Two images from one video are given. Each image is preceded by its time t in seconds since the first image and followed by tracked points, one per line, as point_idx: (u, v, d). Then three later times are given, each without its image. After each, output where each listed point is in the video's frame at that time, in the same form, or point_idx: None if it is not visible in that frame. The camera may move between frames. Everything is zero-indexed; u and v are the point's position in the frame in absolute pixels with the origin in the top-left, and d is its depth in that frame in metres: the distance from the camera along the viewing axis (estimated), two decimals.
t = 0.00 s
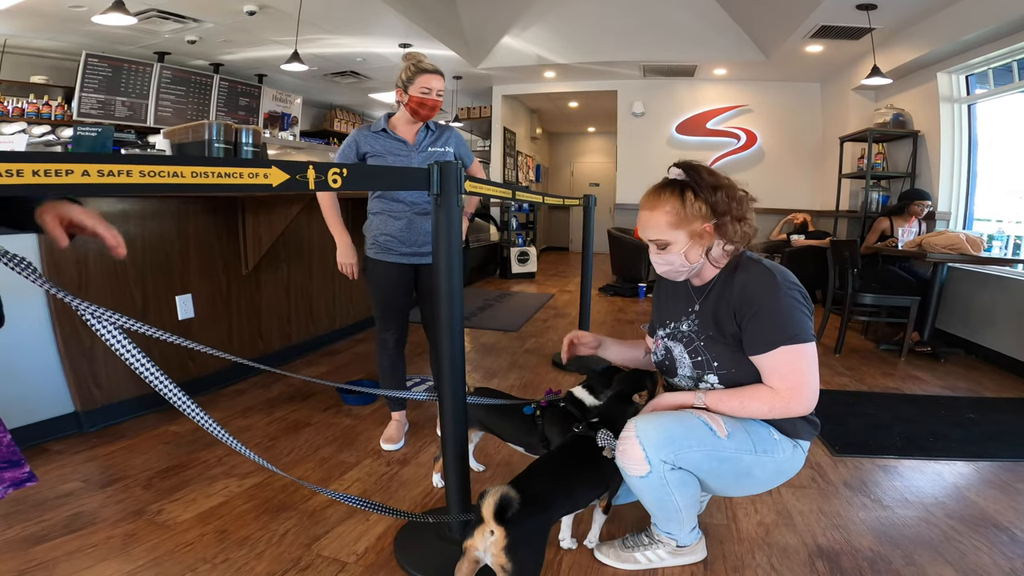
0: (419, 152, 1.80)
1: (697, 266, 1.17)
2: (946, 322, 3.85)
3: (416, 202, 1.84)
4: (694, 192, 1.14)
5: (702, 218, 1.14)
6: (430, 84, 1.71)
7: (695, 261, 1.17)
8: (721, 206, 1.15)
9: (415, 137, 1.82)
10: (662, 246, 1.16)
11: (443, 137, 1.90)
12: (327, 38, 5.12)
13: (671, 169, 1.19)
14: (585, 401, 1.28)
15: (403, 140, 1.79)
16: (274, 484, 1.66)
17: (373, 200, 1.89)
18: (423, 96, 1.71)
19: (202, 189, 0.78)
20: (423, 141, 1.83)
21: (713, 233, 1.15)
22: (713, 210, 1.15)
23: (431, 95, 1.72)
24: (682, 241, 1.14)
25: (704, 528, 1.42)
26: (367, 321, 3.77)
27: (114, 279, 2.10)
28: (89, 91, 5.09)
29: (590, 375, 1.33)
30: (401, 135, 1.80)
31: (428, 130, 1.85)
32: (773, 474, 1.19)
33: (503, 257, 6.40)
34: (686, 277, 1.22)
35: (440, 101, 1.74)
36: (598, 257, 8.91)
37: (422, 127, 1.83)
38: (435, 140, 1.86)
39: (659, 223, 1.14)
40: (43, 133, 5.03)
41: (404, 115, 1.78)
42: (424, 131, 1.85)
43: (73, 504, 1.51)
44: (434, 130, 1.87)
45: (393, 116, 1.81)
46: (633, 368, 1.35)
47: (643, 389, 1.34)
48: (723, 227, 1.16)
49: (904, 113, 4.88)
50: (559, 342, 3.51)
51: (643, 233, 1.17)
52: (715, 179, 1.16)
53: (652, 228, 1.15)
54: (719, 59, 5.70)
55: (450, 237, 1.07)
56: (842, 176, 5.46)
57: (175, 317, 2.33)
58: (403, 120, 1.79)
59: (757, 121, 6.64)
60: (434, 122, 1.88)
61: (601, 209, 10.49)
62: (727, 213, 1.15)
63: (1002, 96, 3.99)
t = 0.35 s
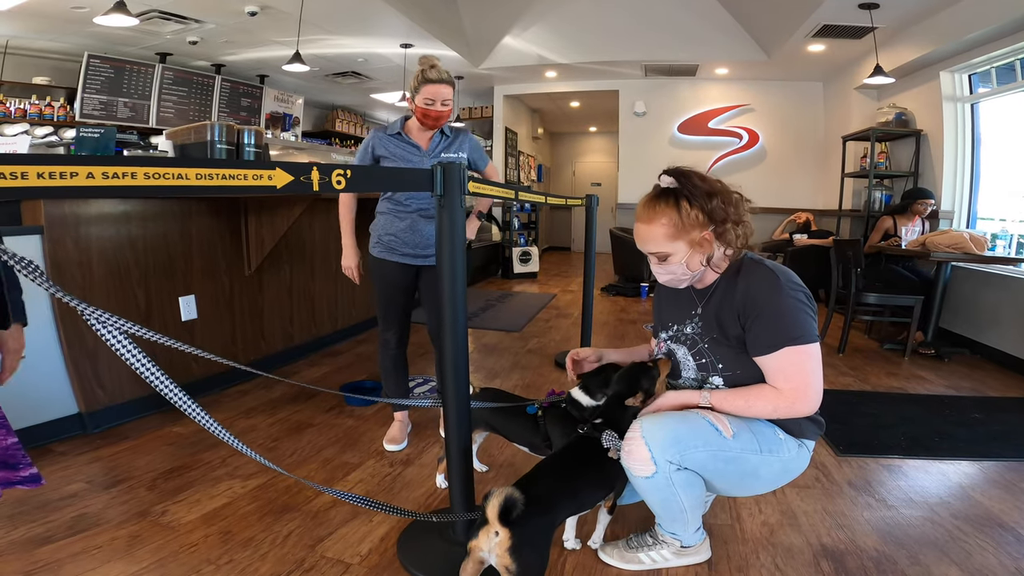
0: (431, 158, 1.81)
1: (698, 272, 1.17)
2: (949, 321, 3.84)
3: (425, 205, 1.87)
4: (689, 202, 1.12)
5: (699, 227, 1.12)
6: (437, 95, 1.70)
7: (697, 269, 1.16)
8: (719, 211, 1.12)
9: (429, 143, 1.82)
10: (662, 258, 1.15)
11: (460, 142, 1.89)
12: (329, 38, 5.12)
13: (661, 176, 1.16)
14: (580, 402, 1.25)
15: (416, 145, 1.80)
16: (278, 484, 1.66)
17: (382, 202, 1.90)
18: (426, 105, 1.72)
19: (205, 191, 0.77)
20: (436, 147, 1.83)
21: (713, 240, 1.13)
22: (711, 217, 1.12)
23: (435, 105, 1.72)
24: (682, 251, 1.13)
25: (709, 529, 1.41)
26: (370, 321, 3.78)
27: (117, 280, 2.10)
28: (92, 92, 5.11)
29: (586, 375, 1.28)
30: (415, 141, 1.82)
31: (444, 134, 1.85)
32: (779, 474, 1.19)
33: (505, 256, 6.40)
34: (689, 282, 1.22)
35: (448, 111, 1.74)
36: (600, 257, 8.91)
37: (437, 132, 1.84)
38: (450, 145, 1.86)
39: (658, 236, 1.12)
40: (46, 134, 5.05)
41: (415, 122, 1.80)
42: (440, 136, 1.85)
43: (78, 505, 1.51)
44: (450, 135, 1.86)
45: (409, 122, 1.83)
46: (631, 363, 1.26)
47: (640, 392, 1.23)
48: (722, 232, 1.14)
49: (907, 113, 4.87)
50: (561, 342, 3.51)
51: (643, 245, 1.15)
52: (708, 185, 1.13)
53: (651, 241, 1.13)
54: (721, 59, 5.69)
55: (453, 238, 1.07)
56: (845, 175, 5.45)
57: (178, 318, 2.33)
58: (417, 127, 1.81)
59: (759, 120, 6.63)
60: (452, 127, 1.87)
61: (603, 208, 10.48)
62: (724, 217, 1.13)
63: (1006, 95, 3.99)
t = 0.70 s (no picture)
0: (430, 156, 1.85)
1: (694, 278, 1.16)
2: (948, 318, 3.84)
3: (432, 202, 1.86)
4: (677, 211, 1.11)
5: (690, 235, 1.11)
6: (414, 96, 1.73)
7: (692, 274, 1.16)
8: (709, 218, 1.10)
9: (430, 140, 1.85)
10: (655, 267, 1.15)
11: (464, 135, 1.89)
12: (327, 37, 5.11)
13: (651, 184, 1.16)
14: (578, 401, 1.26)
15: (417, 142, 1.86)
16: (278, 483, 1.66)
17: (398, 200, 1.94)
18: (407, 106, 1.76)
19: (203, 189, 0.77)
20: (437, 144, 1.85)
21: (705, 247, 1.12)
22: (701, 224, 1.11)
23: (414, 106, 1.74)
24: (675, 259, 1.13)
25: (709, 527, 1.41)
26: (369, 319, 3.78)
27: (117, 279, 2.10)
28: (90, 91, 5.09)
29: (586, 371, 1.29)
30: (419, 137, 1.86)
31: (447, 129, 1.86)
32: (779, 473, 1.19)
33: (505, 255, 6.40)
34: (688, 285, 1.22)
35: (428, 111, 1.74)
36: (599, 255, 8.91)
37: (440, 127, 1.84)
38: (451, 142, 1.87)
39: (649, 246, 1.12)
40: (44, 133, 5.04)
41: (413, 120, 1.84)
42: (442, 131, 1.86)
43: (77, 504, 1.51)
44: (453, 129, 1.87)
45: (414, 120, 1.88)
46: (635, 362, 1.28)
47: (634, 391, 1.23)
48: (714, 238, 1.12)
49: (906, 111, 4.86)
50: (561, 340, 3.51)
51: (637, 254, 1.16)
52: (696, 192, 1.12)
53: (643, 251, 1.13)
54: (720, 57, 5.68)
55: (452, 236, 1.07)
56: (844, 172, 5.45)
57: (178, 317, 2.33)
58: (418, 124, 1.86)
59: (758, 118, 6.63)
60: (455, 120, 1.87)
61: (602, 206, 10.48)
62: (715, 222, 1.11)
63: (1005, 93, 3.99)
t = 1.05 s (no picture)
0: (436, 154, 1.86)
1: (694, 275, 1.16)
2: (951, 315, 3.83)
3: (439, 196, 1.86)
4: (675, 210, 1.10)
5: (688, 234, 1.10)
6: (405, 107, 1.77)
7: (692, 272, 1.15)
8: (707, 216, 1.09)
9: (434, 140, 1.87)
10: (655, 266, 1.15)
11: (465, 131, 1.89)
12: (328, 34, 5.11)
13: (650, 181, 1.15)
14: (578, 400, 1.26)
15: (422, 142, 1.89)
16: (279, 480, 1.66)
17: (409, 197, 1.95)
18: (403, 117, 1.81)
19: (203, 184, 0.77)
20: (441, 143, 1.87)
21: (705, 245, 1.11)
22: (699, 223, 1.09)
23: (409, 115, 1.79)
24: (674, 258, 1.12)
25: (710, 524, 1.41)
26: (371, 316, 3.78)
27: (119, 277, 2.11)
28: (91, 89, 5.10)
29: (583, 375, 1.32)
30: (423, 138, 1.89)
31: (447, 127, 1.87)
32: (780, 470, 1.19)
33: (506, 252, 6.40)
34: (690, 282, 1.22)
35: (422, 119, 1.79)
36: (600, 252, 8.92)
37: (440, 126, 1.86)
38: (454, 138, 1.88)
39: (648, 246, 1.12)
40: (45, 131, 5.04)
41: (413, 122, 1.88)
42: (443, 130, 1.87)
43: (79, 501, 1.51)
44: (453, 127, 1.88)
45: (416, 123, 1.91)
46: (621, 356, 1.29)
47: (632, 390, 1.24)
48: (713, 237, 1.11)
49: (909, 108, 4.85)
50: (563, 337, 3.51)
51: (636, 253, 1.16)
52: (694, 190, 1.10)
53: (642, 251, 1.13)
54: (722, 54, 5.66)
55: (453, 232, 1.07)
56: (847, 169, 5.44)
57: (180, 314, 2.34)
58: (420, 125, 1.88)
59: (760, 115, 6.60)
60: (454, 117, 1.88)
61: (604, 203, 10.46)
62: (715, 221, 1.09)
63: (1009, 90, 3.97)
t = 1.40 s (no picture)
0: (442, 146, 1.86)
1: (704, 272, 1.16)
2: (959, 315, 3.80)
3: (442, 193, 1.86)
4: (694, 202, 1.10)
5: (705, 227, 1.11)
6: (425, 84, 1.77)
7: (702, 269, 1.15)
8: (723, 210, 1.11)
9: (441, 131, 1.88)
10: (669, 260, 1.14)
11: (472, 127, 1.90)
12: (333, 33, 5.11)
13: (663, 175, 1.15)
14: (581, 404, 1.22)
15: (430, 135, 1.90)
16: (285, 480, 1.66)
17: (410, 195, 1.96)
18: (418, 94, 1.79)
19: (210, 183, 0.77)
20: (448, 133, 1.87)
21: (719, 239, 1.13)
22: (715, 216, 1.11)
23: (426, 93, 1.78)
24: (688, 253, 1.12)
25: (716, 525, 1.40)
26: (376, 315, 3.79)
27: (126, 276, 2.12)
28: (98, 89, 5.12)
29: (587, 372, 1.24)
30: (431, 130, 1.91)
31: (456, 121, 1.88)
32: (788, 471, 1.18)
33: (511, 251, 6.39)
34: (695, 282, 1.21)
35: (440, 97, 1.79)
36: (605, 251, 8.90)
37: (448, 118, 1.87)
38: (461, 132, 1.88)
39: (662, 239, 1.11)
40: (52, 131, 5.07)
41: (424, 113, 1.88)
42: (452, 123, 1.88)
43: (86, 501, 1.52)
44: (462, 121, 1.89)
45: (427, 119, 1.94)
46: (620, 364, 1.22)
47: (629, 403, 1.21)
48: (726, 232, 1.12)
49: (916, 106, 4.82)
50: (567, 336, 3.50)
51: (647, 248, 1.14)
52: (710, 184, 1.12)
53: (655, 245, 1.12)
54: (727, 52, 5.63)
55: (459, 231, 1.07)
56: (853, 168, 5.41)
57: (186, 314, 2.35)
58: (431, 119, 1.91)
59: (766, 114, 6.58)
60: (464, 112, 1.90)
61: (609, 203, 10.44)
62: (729, 215, 1.11)
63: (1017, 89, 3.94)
